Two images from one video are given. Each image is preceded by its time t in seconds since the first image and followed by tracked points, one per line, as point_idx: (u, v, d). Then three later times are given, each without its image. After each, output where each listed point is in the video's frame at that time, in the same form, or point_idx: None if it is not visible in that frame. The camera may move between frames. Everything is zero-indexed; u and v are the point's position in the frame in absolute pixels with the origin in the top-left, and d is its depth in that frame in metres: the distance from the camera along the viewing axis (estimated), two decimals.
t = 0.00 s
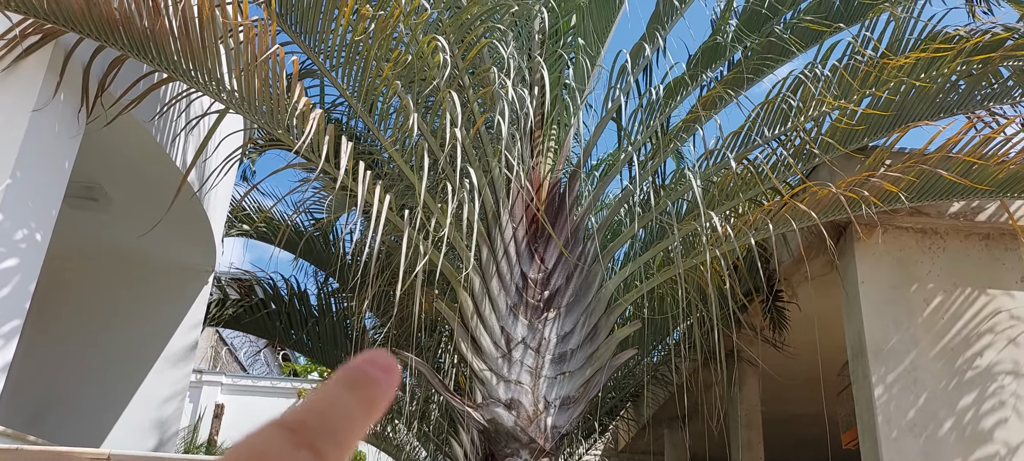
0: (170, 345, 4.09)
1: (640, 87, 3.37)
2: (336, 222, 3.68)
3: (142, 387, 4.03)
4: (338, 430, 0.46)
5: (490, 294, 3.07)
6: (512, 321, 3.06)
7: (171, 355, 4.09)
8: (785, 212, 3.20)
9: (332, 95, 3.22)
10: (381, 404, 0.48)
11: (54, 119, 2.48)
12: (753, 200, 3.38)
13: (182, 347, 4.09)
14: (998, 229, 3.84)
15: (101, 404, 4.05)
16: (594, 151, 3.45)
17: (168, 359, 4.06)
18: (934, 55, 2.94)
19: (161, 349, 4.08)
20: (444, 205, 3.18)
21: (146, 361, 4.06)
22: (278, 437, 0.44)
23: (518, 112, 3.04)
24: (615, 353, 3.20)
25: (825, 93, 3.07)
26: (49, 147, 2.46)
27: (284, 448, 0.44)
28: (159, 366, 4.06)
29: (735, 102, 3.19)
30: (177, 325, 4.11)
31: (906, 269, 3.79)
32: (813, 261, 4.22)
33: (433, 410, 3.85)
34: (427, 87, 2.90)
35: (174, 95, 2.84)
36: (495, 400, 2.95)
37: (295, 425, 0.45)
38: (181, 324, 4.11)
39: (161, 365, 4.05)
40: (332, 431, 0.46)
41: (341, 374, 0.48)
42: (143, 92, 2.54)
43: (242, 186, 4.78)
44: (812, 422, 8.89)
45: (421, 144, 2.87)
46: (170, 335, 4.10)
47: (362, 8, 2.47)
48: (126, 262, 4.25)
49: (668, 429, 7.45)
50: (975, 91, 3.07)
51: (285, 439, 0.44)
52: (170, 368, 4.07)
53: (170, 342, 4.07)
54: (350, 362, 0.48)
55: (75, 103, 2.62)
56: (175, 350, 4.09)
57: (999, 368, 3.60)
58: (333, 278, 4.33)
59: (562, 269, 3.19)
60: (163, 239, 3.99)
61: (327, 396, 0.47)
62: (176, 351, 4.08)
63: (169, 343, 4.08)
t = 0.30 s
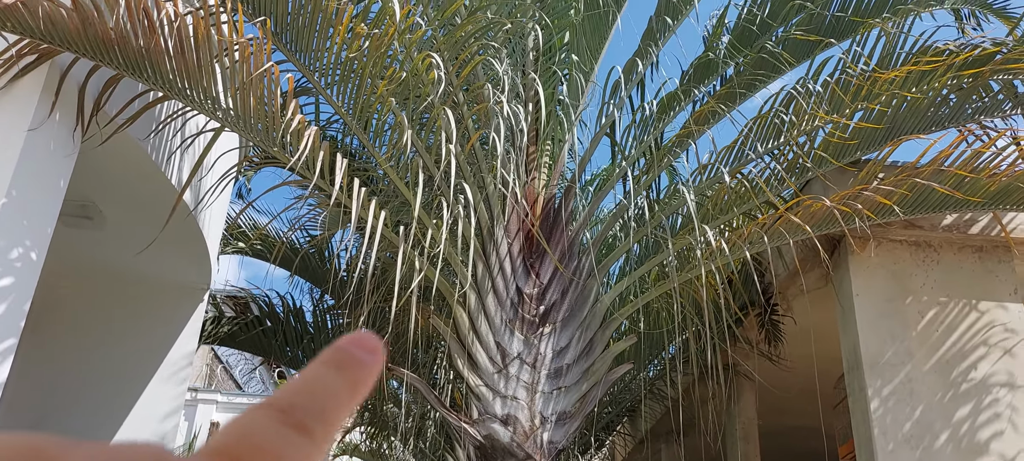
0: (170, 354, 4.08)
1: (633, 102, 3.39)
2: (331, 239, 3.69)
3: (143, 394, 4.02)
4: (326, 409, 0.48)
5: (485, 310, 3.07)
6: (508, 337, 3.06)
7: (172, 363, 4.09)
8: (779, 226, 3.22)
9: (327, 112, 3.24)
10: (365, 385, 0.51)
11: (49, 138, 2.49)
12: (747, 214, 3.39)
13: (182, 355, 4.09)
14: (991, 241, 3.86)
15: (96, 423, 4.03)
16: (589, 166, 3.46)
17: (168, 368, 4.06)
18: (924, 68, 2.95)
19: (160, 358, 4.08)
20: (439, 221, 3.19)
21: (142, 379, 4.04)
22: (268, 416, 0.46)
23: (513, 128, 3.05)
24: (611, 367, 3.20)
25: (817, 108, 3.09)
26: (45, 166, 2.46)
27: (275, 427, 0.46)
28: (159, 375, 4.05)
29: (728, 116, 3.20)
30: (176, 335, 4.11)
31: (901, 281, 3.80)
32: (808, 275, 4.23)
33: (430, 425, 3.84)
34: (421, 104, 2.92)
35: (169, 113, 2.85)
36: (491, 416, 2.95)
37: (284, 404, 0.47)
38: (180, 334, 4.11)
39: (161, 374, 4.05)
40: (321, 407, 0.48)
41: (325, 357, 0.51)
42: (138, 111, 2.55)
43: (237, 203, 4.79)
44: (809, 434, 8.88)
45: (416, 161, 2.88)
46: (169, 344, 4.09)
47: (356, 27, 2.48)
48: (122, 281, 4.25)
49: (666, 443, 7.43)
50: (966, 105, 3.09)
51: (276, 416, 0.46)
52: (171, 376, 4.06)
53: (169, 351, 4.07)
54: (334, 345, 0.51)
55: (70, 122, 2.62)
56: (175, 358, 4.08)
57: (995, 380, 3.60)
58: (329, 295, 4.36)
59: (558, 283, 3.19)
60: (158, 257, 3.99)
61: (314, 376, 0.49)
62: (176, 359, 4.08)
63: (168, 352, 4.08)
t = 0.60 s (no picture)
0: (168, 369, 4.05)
1: (627, 111, 3.40)
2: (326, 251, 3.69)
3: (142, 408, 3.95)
4: (196, 318, 0.87)
5: (482, 321, 3.06)
6: (505, 346, 3.07)
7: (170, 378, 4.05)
8: (774, 233, 3.23)
9: (321, 124, 3.26)
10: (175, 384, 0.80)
11: (43, 152, 2.49)
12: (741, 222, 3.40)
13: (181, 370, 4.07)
14: (984, 246, 3.87)
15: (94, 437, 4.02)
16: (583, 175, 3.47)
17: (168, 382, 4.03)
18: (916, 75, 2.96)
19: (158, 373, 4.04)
20: (435, 231, 3.19)
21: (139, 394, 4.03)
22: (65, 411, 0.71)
23: (507, 138, 3.06)
24: (608, 376, 3.18)
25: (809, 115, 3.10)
26: (39, 181, 2.46)
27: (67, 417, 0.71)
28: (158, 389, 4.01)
29: (721, 125, 3.22)
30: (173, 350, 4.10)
31: (896, 287, 3.81)
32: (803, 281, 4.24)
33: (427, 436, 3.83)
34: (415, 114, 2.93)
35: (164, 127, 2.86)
36: (489, 427, 2.95)
37: (162, 321, 0.84)
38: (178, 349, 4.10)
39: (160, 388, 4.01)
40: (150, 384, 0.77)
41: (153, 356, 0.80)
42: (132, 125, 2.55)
43: (233, 216, 4.80)
44: (808, 441, 8.86)
45: (410, 172, 2.89)
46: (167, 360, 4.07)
47: (349, 39, 2.49)
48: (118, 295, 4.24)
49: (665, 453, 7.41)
50: (957, 110, 3.12)
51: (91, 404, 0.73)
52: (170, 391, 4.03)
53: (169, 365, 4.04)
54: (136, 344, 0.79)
55: (64, 137, 2.63)
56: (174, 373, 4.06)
57: (991, 384, 3.61)
58: (324, 307, 4.39)
59: (554, 293, 3.19)
60: (154, 271, 3.99)
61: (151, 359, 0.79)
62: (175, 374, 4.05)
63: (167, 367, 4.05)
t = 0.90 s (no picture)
0: (159, 382, 4.05)
1: (621, 113, 3.40)
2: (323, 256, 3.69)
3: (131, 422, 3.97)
4: None
5: (478, 323, 3.06)
6: (501, 350, 3.06)
7: (161, 391, 4.05)
8: (770, 233, 3.22)
9: (316, 129, 3.25)
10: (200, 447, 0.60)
11: (35, 160, 2.48)
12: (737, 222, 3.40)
13: (171, 383, 4.06)
14: (980, 243, 3.87)
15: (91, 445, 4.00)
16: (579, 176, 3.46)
17: (159, 393, 4.03)
18: (910, 73, 2.95)
19: (149, 386, 4.05)
20: (430, 235, 3.18)
21: (135, 401, 4.02)
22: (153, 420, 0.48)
23: (501, 140, 3.06)
24: (606, 378, 3.18)
25: (804, 114, 3.11)
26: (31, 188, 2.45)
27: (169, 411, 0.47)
28: (150, 400, 4.02)
29: (716, 125, 3.22)
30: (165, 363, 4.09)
31: (893, 286, 3.80)
32: (800, 281, 4.24)
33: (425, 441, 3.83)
34: (409, 118, 2.92)
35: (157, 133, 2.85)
36: (486, 430, 2.95)
37: None
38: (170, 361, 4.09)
39: (150, 402, 4.01)
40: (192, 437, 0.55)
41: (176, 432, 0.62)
42: (125, 130, 2.54)
43: (229, 222, 4.79)
44: (807, 441, 8.86)
45: (405, 176, 2.88)
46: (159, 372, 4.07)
47: (342, 42, 2.49)
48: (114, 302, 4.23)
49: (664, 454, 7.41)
50: (951, 109, 3.11)
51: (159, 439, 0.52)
52: (161, 402, 4.03)
53: (159, 378, 4.04)
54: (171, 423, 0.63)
55: (56, 145, 2.63)
56: (164, 386, 4.05)
57: (988, 382, 3.61)
58: (321, 311, 4.38)
59: (550, 295, 3.17)
60: (149, 277, 3.98)
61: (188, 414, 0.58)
62: (165, 387, 4.05)
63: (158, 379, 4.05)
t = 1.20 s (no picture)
0: (159, 386, 4.03)
1: (619, 113, 3.40)
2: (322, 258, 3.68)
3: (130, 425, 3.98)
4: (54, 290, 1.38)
5: (478, 325, 3.06)
6: (501, 351, 3.06)
7: (161, 395, 4.03)
8: (769, 232, 3.21)
9: (315, 131, 3.25)
10: None
11: (33, 165, 2.48)
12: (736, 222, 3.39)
13: (171, 387, 4.03)
14: (979, 241, 3.87)
15: (93, 450, 4.01)
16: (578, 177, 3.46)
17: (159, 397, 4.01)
18: (908, 70, 2.93)
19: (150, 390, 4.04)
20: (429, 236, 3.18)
21: (136, 405, 4.02)
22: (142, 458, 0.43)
23: (500, 141, 3.06)
24: (606, 378, 3.17)
25: (802, 112, 3.11)
26: (30, 193, 2.45)
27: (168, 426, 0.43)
28: (150, 404, 4.01)
29: (714, 124, 3.22)
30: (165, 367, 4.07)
31: (893, 284, 3.80)
32: (799, 280, 4.24)
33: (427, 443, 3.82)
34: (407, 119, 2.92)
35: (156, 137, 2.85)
36: (487, 431, 2.95)
37: None
38: (169, 365, 4.06)
39: (149, 405, 4.00)
40: None
41: None
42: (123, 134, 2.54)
43: (228, 225, 4.79)
44: (808, 439, 8.85)
45: (404, 177, 2.88)
46: (159, 376, 4.05)
47: (340, 44, 2.50)
48: (114, 306, 4.22)
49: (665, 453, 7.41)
50: (950, 106, 3.12)
51: None
52: (161, 406, 4.00)
53: (158, 383, 4.02)
54: None
55: (55, 149, 2.62)
56: (163, 390, 4.03)
57: (988, 379, 3.61)
58: (320, 313, 4.36)
59: (550, 296, 3.17)
60: (148, 281, 3.97)
61: None
62: (165, 392, 4.02)
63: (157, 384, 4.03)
